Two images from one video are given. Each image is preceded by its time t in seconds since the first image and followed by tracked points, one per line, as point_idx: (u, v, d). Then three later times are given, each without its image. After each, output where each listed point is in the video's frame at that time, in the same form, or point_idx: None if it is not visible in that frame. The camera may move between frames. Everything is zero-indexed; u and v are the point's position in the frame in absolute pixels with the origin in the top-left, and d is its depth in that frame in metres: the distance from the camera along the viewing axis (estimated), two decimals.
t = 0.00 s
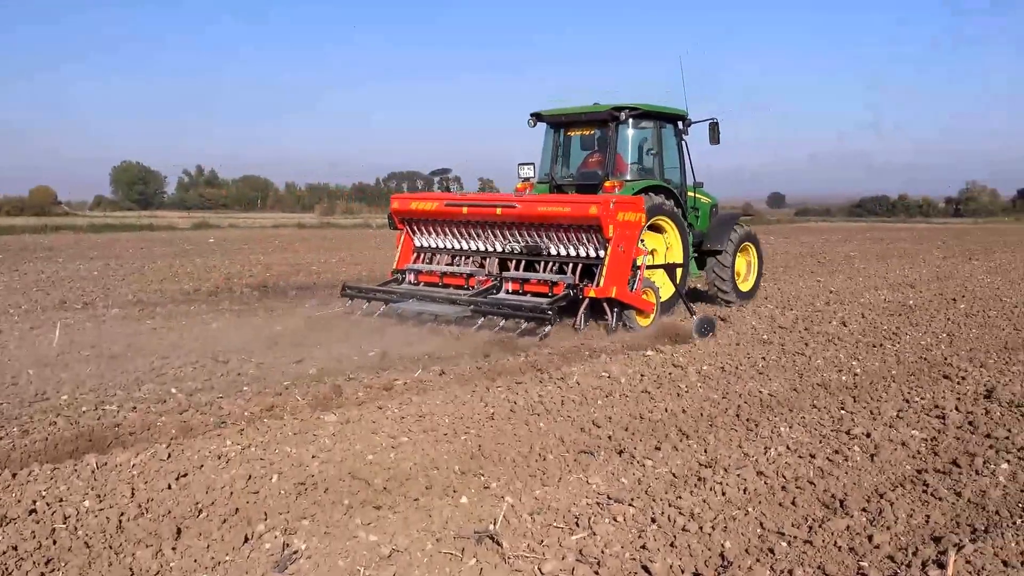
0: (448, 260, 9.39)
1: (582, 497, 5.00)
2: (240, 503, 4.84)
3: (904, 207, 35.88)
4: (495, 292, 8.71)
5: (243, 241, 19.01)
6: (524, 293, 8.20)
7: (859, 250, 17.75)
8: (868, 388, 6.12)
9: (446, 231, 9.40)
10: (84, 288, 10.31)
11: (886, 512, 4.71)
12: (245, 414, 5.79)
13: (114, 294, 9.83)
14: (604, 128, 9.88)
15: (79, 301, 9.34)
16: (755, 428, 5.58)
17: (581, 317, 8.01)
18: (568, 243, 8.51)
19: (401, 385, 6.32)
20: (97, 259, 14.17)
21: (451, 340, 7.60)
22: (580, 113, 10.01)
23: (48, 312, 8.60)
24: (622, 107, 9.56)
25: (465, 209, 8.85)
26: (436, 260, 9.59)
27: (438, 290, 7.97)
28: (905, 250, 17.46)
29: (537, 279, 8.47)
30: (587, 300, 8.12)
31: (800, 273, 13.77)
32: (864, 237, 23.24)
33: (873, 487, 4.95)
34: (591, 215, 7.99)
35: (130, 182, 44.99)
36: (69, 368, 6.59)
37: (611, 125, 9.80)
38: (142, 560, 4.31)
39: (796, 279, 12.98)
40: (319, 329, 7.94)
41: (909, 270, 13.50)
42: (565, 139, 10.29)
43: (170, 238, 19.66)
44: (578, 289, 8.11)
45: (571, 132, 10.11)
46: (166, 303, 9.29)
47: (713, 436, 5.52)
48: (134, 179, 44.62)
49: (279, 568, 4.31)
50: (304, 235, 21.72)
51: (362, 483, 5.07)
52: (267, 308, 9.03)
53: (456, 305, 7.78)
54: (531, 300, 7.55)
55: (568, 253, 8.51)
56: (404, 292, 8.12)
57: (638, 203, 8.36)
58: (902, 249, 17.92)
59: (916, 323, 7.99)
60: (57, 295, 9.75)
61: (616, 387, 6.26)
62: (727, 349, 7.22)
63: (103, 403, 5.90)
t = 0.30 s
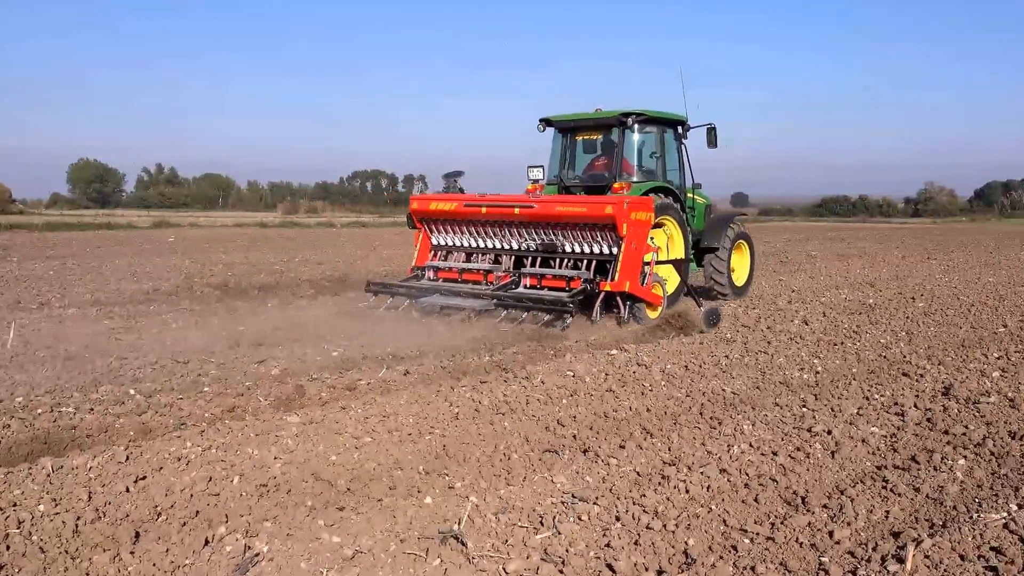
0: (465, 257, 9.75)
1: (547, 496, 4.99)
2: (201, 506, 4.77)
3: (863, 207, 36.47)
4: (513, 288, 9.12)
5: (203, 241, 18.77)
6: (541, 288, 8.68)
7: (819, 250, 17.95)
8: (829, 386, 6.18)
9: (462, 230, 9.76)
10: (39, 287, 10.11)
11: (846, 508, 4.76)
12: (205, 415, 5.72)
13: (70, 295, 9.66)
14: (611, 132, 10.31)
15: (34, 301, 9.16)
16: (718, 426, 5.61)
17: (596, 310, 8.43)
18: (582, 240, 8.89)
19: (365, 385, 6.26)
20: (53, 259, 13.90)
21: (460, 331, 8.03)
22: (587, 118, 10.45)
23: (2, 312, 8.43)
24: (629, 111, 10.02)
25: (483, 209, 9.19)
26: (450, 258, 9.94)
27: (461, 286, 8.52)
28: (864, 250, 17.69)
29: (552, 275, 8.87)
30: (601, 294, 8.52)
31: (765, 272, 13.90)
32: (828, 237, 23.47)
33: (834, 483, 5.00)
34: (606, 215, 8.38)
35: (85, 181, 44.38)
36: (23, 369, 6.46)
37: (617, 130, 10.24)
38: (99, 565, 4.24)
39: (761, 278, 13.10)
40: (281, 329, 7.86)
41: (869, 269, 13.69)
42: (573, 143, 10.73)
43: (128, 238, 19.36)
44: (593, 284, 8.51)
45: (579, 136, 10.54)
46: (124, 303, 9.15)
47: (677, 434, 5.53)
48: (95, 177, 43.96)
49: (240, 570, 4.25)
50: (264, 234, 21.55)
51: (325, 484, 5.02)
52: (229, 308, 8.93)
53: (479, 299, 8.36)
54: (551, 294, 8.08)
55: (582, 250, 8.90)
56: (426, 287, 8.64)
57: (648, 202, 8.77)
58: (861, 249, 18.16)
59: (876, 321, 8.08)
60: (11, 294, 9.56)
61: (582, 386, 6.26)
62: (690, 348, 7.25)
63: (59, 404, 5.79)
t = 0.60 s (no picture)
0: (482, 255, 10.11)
1: (516, 495, 4.99)
2: (169, 508, 4.75)
3: (832, 207, 36.75)
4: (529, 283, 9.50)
5: (172, 241, 18.63)
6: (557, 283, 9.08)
7: (789, 249, 18.04)
8: (796, 384, 6.19)
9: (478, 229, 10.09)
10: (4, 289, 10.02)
11: (814, 505, 4.77)
12: (173, 416, 5.70)
13: (37, 296, 9.58)
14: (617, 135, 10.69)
15: None
16: (686, 425, 5.61)
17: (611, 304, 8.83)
18: (595, 238, 9.27)
19: (334, 385, 6.24)
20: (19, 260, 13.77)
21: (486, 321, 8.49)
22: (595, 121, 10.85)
23: None
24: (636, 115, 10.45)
25: (500, 210, 9.53)
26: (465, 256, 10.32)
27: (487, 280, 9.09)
28: (833, 249, 17.78)
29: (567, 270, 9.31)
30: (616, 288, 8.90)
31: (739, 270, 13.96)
32: (792, 236, 23.00)
33: (802, 481, 5.01)
34: (619, 214, 8.75)
35: (50, 181, 44.11)
36: None
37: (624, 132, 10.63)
38: (66, 567, 4.21)
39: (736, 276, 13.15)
40: (251, 329, 7.83)
41: (841, 267, 13.78)
42: (581, 146, 11.12)
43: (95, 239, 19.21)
44: (608, 279, 8.89)
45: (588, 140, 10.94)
46: (92, 305, 9.09)
47: (646, 434, 5.53)
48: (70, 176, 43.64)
49: (208, 572, 4.23)
50: (232, 234, 21.48)
51: (294, 485, 5.00)
52: (198, 309, 8.88)
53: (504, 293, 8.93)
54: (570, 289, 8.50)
55: (595, 247, 9.27)
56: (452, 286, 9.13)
57: (658, 203, 9.19)
58: (829, 248, 18.28)
59: (843, 320, 8.07)
60: None
61: (551, 386, 6.25)
62: (657, 347, 7.22)
63: (25, 406, 5.75)
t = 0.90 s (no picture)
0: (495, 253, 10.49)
1: (492, 495, 4.99)
2: (142, 510, 4.71)
3: (805, 207, 36.92)
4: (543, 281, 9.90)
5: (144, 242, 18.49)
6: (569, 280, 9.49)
7: (765, 249, 18.08)
8: (770, 383, 6.21)
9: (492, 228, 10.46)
10: None
11: (789, 504, 4.78)
12: (146, 418, 5.67)
13: (7, 298, 9.50)
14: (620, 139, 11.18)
15: None
16: (661, 424, 5.61)
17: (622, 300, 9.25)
18: (605, 237, 9.65)
19: (308, 386, 6.22)
20: None
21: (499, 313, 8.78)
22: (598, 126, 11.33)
23: None
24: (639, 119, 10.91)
25: (514, 210, 9.90)
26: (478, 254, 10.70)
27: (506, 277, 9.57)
28: (808, 249, 17.81)
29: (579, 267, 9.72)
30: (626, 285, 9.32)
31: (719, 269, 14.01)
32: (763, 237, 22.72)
33: (777, 480, 5.02)
34: (630, 215, 9.14)
35: (22, 181, 43.67)
36: None
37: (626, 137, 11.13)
38: (38, 571, 4.18)
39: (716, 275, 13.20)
40: (225, 330, 7.80)
41: (818, 267, 13.85)
42: (584, 149, 11.53)
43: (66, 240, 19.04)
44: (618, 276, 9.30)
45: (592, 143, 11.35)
46: (64, 306, 9.03)
47: (621, 433, 5.53)
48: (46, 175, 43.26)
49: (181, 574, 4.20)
50: (205, 235, 21.43)
51: (269, 486, 4.98)
52: (171, 310, 8.84)
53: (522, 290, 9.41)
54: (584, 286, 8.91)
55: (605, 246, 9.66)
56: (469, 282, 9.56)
57: (664, 202, 9.58)
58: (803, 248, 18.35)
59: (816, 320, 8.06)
60: None
61: (526, 386, 6.24)
62: (631, 347, 7.21)
63: None
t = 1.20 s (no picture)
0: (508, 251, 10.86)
1: (468, 496, 4.98)
2: (116, 512, 4.67)
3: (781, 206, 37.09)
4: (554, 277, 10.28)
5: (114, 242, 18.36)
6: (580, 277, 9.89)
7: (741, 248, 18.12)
8: (745, 382, 6.21)
9: (505, 226, 10.82)
10: None
11: (764, 502, 4.79)
12: (120, 420, 5.64)
13: None
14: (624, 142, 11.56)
15: None
16: (637, 424, 5.61)
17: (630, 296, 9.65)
18: (614, 235, 10.04)
19: (283, 387, 6.20)
20: None
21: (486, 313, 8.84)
22: (603, 130, 11.71)
23: None
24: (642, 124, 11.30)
25: (526, 210, 10.28)
26: (491, 253, 11.11)
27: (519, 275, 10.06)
28: (784, 249, 17.85)
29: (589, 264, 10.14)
30: (633, 281, 9.72)
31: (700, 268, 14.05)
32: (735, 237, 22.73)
33: (752, 479, 5.02)
34: (638, 214, 9.53)
35: None
36: None
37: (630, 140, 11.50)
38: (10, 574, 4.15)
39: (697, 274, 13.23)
40: (199, 332, 7.77)
41: (795, 266, 13.90)
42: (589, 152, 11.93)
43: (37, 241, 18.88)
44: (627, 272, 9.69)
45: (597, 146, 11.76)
46: (36, 308, 8.98)
47: (597, 433, 5.53)
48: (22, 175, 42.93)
49: None
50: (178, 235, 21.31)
51: (244, 488, 4.96)
52: (145, 311, 8.80)
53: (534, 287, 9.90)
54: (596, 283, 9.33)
55: (614, 244, 10.05)
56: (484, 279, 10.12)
57: (669, 203, 10.02)
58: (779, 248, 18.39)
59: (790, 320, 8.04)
60: None
61: (501, 386, 6.22)
62: (608, 346, 7.20)
63: None
